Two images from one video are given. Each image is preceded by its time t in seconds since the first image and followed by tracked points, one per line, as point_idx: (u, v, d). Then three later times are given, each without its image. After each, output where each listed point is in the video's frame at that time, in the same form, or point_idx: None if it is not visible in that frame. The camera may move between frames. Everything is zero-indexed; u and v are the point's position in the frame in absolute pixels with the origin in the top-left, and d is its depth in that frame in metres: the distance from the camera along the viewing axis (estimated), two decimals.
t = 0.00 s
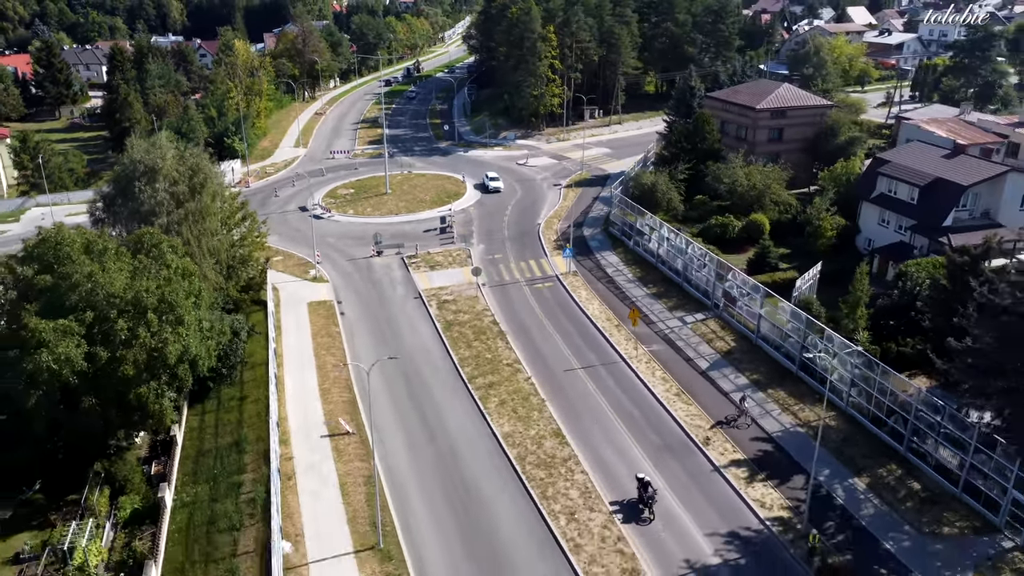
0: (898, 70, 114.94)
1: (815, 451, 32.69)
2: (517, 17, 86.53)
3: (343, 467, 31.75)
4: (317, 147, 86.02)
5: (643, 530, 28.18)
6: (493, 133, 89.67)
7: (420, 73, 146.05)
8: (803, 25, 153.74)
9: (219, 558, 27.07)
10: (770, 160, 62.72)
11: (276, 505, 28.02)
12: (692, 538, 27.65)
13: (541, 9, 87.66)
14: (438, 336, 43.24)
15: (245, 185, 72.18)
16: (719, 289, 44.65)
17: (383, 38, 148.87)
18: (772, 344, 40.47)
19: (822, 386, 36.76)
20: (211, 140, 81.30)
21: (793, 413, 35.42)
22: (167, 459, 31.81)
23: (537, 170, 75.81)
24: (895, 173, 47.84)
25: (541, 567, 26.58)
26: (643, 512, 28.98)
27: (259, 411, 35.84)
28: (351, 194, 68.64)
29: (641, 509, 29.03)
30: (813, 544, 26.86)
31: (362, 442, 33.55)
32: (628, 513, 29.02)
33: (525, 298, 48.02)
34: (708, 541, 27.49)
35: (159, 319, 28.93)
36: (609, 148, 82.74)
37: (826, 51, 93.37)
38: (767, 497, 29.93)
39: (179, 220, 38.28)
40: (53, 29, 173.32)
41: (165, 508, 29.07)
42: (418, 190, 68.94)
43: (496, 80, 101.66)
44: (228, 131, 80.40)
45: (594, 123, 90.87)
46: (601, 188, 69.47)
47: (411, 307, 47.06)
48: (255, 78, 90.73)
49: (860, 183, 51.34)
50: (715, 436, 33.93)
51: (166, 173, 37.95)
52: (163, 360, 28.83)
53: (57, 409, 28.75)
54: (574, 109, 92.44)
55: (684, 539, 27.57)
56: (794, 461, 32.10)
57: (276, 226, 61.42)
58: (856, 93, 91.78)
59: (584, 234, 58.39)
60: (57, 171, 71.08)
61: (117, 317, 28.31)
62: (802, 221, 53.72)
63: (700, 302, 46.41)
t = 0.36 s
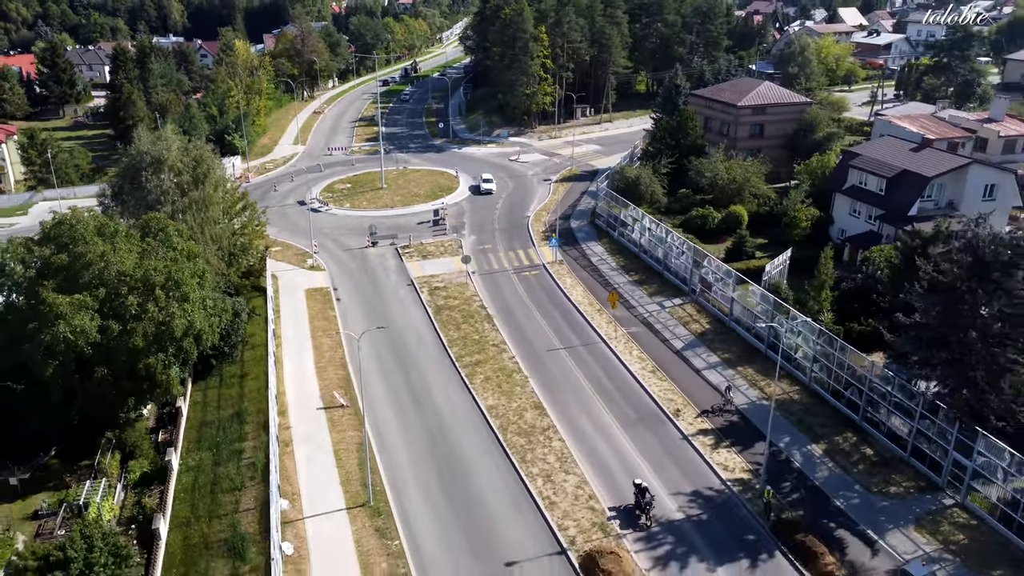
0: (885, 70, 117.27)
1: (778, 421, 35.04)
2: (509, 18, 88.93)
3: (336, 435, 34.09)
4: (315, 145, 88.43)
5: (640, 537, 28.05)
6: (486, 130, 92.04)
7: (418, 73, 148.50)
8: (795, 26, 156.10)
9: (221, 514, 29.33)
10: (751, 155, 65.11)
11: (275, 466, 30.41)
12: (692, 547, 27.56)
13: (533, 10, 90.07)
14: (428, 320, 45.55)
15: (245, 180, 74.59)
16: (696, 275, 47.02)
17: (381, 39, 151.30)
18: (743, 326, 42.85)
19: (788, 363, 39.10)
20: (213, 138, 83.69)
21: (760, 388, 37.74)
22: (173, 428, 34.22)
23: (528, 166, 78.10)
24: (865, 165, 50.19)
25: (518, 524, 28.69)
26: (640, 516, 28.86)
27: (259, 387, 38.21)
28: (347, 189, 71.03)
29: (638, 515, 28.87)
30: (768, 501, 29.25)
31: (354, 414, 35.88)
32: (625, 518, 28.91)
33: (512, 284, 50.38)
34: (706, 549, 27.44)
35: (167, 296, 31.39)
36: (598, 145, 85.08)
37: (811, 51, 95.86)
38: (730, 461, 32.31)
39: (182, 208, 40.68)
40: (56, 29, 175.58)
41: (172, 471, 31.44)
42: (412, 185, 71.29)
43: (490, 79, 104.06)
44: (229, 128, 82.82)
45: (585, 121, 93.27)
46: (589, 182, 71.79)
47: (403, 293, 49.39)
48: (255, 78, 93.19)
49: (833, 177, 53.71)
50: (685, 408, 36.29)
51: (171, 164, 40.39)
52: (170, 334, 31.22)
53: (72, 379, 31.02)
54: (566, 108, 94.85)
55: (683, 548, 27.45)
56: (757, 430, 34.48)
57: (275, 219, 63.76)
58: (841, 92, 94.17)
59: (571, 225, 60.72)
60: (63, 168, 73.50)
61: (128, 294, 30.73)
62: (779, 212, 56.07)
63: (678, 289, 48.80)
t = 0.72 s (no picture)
0: (873, 70, 119.66)
1: (745, 395, 37.40)
2: (503, 19, 91.30)
3: (331, 408, 36.45)
4: (314, 142, 90.96)
5: (640, 542, 28.00)
6: (481, 128, 94.49)
7: (416, 73, 150.94)
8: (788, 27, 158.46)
9: (224, 477, 31.69)
10: (734, 151, 67.53)
11: (274, 433, 32.79)
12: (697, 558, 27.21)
13: (526, 11, 92.49)
14: (420, 306, 47.81)
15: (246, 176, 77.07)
16: (675, 263, 49.36)
17: (379, 40, 153.71)
18: (717, 310, 45.27)
19: (757, 343, 41.51)
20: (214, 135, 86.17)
21: (731, 366, 40.11)
22: (179, 401, 36.60)
23: (520, 163, 80.51)
24: (838, 159, 52.58)
25: (498, 488, 30.84)
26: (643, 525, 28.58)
27: (259, 365, 40.60)
28: (345, 184, 73.49)
29: (637, 519, 28.79)
30: (730, 464, 31.60)
31: (349, 389, 38.21)
32: (624, 523, 28.83)
33: (501, 273, 52.73)
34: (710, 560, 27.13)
35: (173, 276, 33.75)
36: (589, 142, 87.51)
37: (798, 51, 98.37)
38: (698, 430, 34.69)
39: (187, 197, 43.10)
40: (58, 30, 178.06)
41: (178, 438, 33.83)
42: (408, 180, 73.76)
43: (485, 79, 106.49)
44: (230, 126, 85.27)
45: (577, 120, 95.73)
46: (579, 177, 74.25)
47: (397, 281, 51.69)
48: (255, 78, 95.72)
49: (809, 171, 56.10)
50: (659, 384, 38.66)
51: (175, 156, 42.84)
52: (177, 311, 33.60)
53: (85, 353, 33.35)
54: (558, 106, 97.28)
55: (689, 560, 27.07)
56: (725, 403, 36.84)
57: (275, 212, 66.23)
58: (827, 91, 96.54)
59: (559, 218, 63.11)
60: (70, 164, 75.89)
61: (137, 274, 33.09)
62: (758, 205, 58.42)
63: (659, 276, 51.21)
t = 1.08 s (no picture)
0: (861, 70, 122.09)
1: (715, 372, 39.77)
2: (496, 20, 93.68)
3: (327, 383, 38.87)
4: (313, 139, 93.40)
5: (639, 546, 27.89)
6: (476, 127, 96.90)
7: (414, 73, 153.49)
8: (779, 28, 160.97)
9: (226, 444, 33.97)
10: (718, 147, 69.92)
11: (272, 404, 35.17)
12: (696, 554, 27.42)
13: (520, 12, 94.95)
14: (412, 293, 50.05)
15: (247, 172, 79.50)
16: (656, 252, 51.70)
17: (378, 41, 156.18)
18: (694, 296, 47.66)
19: (730, 326, 43.88)
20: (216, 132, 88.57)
21: (704, 346, 42.47)
22: (184, 377, 38.96)
23: (513, 159, 82.88)
24: (813, 153, 54.91)
25: (482, 454, 33.18)
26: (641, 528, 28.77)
27: (259, 345, 42.97)
28: (342, 179, 75.89)
29: (637, 525, 28.73)
30: (697, 433, 33.93)
31: (343, 368, 40.52)
32: (624, 529, 28.73)
33: (490, 263, 55.03)
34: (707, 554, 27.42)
35: (179, 258, 36.24)
36: (580, 139, 89.90)
37: (786, 51, 100.74)
38: (669, 404, 37.07)
39: (191, 188, 45.54)
40: (62, 30, 180.53)
41: (183, 410, 36.17)
42: (403, 175, 76.21)
43: (480, 78, 108.93)
44: (232, 124, 87.69)
45: (569, 118, 98.14)
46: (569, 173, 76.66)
47: (391, 269, 54.01)
48: (256, 77, 98.18)
49: (786, 165, 58.45)
50: (636, 362, 41.04)
51: (180, 149, 45.30)
52: (182, 291, 36.03)
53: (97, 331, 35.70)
54: (551, 105, 99.70)
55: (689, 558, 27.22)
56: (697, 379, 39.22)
57: (275, 205, 68.66)
58: (813, 90, 98.92)
59: (548, 211, 65.46)
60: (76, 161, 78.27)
61: (145, 257, 35.51)
62: (738, 198, 60.72)
63: (641, 265, 53.57)
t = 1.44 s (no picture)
0: (849, 70, 124.52)
1: (689, 352, 42.16)
2: (491, 21, 96.09)
3: (323, 362, 41.29)
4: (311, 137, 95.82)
5: (638, 549, 27.85)
6: (470, 125, 99.31)
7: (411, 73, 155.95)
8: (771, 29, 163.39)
9: (228, 415, 36.36)
10: (702, 144, 72.37)
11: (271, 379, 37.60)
12: (696, 562, 27.08)
13: (514, 14, 97.42)
14: (405, 281, 52.39)
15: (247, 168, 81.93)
16: (639, 242, 54.11)
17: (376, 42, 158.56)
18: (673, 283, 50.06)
19: (705, 310, 46.29)
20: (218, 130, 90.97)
21: (680, 328, 44.88)
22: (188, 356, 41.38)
23: (505, 156, 85.31)
24: (790, 148, 57.34)
25: (468, 426, 35.44)
26: (642, 534, 28.47)
27: (258, 328, 45.40)
28: (340, 174, 78.34)
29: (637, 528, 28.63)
30: (668, 405, 36.28)
31: (339, 348, 42.89)
32: (623, 531, 28.63)
33: (481, 253, 57.43)
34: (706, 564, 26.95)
35: (184, 243, 38.72)
36: (572, 137, 92.35)
37: (773, 51, 103.19)
38: (644, 380, 39.47)
39: (195, 179, 48.03)
40: (65, 31, 182.96)
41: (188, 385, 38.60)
42: (399, 171, 78.67)
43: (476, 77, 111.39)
44: (233, 122, 90.12)
45: (562, 117, 100.57)
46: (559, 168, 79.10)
47: (385, 259, 56.40)
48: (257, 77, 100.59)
49: (765, 159, 60.91)
50: (614, 343, 43.43)
51: (184, 142, 47.79)
52: (187, 274, 38.50)
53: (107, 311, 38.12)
54: (544, 104, 102.13)
55: (688, 565, 26.93)
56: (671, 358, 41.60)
57: (275, 199, 71.09)
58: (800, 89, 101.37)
59: (538, 204, 67.89)
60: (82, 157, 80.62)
61: (152, 241, 37.97)
62: (719, 191, 63.16)
63: (624, 255, 55.99)
